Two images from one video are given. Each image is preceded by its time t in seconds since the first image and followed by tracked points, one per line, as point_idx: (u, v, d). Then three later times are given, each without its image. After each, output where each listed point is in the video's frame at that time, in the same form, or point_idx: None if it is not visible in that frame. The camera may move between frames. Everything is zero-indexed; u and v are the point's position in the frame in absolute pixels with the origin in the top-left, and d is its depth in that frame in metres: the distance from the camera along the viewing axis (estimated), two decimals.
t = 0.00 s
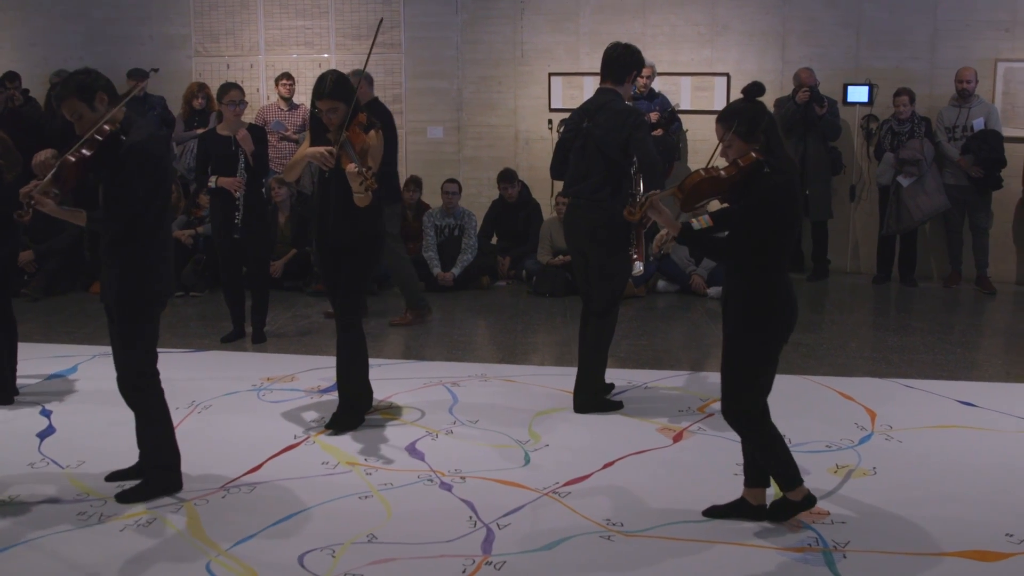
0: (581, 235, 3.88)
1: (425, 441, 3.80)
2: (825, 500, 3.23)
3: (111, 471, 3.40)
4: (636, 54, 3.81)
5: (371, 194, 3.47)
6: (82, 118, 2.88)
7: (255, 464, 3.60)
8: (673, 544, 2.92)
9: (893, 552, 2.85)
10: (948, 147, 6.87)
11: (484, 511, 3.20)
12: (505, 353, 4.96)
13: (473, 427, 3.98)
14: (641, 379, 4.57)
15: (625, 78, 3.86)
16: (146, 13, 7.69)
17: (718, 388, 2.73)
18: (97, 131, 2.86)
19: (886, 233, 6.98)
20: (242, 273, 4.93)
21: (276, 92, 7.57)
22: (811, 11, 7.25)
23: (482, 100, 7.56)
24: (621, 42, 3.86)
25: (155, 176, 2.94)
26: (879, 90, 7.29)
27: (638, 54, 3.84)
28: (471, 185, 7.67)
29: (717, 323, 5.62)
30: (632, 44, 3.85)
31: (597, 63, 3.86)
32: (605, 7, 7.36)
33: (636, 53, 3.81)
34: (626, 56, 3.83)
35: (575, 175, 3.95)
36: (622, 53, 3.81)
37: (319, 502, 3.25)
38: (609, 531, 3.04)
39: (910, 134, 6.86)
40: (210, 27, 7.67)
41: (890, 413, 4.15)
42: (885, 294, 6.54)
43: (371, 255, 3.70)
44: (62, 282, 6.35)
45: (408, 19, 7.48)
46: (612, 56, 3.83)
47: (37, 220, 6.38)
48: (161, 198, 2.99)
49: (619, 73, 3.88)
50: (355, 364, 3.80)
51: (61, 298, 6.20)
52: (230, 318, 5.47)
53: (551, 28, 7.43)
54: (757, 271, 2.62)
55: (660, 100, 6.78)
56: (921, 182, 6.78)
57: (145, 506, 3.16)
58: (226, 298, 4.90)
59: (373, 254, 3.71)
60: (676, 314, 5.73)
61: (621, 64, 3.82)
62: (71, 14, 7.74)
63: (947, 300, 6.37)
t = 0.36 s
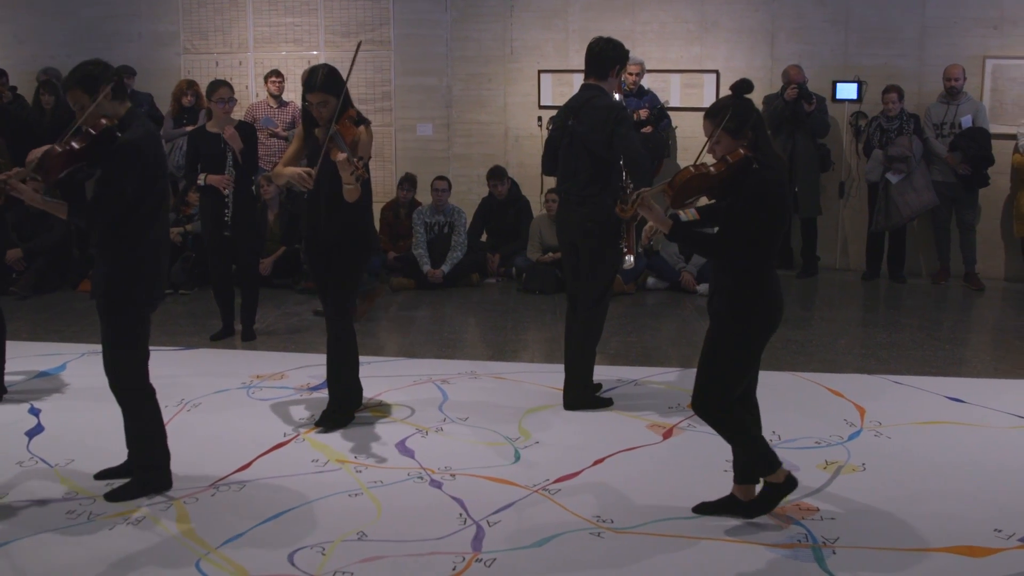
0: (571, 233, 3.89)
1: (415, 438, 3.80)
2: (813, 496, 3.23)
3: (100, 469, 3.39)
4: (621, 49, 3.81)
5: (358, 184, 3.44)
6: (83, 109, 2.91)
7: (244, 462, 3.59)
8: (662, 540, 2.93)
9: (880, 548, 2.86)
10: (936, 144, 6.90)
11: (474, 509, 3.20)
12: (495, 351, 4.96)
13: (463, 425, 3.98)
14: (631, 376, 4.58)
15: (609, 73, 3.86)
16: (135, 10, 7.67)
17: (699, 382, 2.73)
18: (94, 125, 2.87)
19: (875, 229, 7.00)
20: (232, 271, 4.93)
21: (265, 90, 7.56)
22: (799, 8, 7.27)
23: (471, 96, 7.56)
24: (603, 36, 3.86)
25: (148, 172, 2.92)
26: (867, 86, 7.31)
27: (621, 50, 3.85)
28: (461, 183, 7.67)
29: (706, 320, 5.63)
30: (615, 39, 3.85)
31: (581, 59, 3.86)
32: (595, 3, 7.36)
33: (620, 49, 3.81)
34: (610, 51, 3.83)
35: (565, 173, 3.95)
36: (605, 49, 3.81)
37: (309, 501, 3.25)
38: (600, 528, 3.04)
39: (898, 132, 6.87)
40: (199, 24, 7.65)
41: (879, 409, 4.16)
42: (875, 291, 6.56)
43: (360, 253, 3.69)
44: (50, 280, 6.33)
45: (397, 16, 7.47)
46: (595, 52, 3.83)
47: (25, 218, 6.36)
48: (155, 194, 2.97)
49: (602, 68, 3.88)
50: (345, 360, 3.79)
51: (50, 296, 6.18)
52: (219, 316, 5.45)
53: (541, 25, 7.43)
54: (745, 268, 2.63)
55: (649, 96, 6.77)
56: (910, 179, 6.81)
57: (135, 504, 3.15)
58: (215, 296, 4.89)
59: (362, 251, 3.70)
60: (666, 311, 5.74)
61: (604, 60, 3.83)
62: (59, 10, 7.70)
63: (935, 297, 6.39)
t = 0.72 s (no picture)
0: (562, 231, 3.89)
1: (406, 437, 3.80)
2: (802, 494, 3.24)
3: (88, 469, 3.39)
4: (604, 47, 3.81)
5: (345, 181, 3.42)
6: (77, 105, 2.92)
7: (234, 461, 3.58)
8: (653, 538, 2.93)
9: (869, 545, 2.86)
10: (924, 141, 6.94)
11: (465, 507, 3.21)
12: (485, 348, 4.97)
13: (454, 423, 3.97)
14: (621, 374, 4.58)
15: (595, 71, 3.86)
16: (124, 9, 7.65)
17: (691, 382, 2.74)
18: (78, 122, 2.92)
19: (865, 228, 7.02)
20: (223, 270, 4.93)
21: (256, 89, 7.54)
22: (789, 6, 7.29)
23: (461, 95, 7.56)
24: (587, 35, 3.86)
25: (135, 170, 2.90)
26: (857, 85, 7.33)
27: (606, 47, 3.85)
28: (451, 181, 7.66)
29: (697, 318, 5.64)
30: (599, 37, 3.85)
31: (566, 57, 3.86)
32: (584, 2, 7.37)
33: (604, 47, 3.82)
34: (595, 48, 3.83)
35: (554, 171, 3.95)
36: (589, 47, 3.81)
37: (298, 500, 3.24)
38: (590, 526, 3.04)
39: (888, 129, 6.90)
40: (188, 22, 7.63)
41: (869, 406, 4.17)
42: (865, 289, 6.58)
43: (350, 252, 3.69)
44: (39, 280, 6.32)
45: (387, 15, 7.46)
46: (580, 50, 3.83)
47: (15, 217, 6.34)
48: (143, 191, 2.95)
49: (588, 66, 3.89)
50: (333, 359, 3.78)
51: (40, 296, 6.16)
52: (209, 315, 5.44)
53: (531, 24, 7.44)
54: (736, 265, 2.63)
55: (639, 95, 6.77)
56: (900, 177, 6.83)
57: (124, 504, 3.15)
58: (206, 296, 4.88)
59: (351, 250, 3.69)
60: (656, 309, 5.75)
61: (589, 58, 3.83)
62: (48, 9, 7.68)
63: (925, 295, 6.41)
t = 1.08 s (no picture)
0: (550, 229, 3.90)
1: (396, 437, 3.79)
2: (791, 493, 3.24)
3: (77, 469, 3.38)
4: (587, 49, 3.83)
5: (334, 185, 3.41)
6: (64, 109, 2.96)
7: (224, 461, 3.58)
8: (642, 537, 2.93)
9: (858, 544, 2.87)
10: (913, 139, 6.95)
11: (455, 506, 3.20)
12: (474, 348, 4.96)
13: (444, 423, 3.97)
14: (612, 373, 4.58)
15: (579, 71, 3.88)
16: (112, 8, 7.63)
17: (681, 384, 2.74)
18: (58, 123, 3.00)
19: (855, 226, 7.03)
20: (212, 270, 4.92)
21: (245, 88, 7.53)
22: (778, 6, 7.30)
23: (451, 94, 7.55)
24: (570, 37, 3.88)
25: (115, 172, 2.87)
26: (846, 84, 7.35)
27: (589, 48, 3.87)
28: (441, 181, 7.66)
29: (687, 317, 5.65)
30: (582, 38, 3.87)
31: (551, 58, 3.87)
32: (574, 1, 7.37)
33: (588, 48, 3.83)
34: (580, 49, 3.84)
35: (543, 170, 3.95)
36: (575, 48, 3.82)
37: (288, 500, 3.24)
38: (581, 525, 3.04)
39: (877, 128, 6.92)
40: (177, 22, 7.61)
41: (858, 405, 4.18)
42: (855, 287, 6.60)
43: (338, 251, 3.68)
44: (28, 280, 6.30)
45: (376, 14, 7.45)
46: (564, 50, 3.84)
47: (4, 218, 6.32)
48: (137, 192, 2.96)
49: (573, 66, 3.89)
50: (321, 360, 3.78)
51: (29, 296, 6.14)
52: (198, 315, 5.43)
53: (520, 23, 7.44)
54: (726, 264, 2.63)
55: (628, 94, 6.77)
56: (889, 176, 6.85)
57: (113, 505, 3.14)
58: (196, 295, 4.87)
59: (339, 249, 3.69)
60: (646, 308, 5.76)
61: (575, 59, 3.84)
62: (36, 8, 7.65)
63: (915, 293, 6.43)
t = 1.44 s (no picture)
0: (540, 229, 3.90)
1: (385, 437, 3.79)
2: (781, 492, 3.25)
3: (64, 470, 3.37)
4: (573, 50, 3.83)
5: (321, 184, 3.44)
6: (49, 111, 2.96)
7: (214, 462, 3.57)
8: (631, 537, 2.93)
9: (847, 543, 2.87)
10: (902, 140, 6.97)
11: (444, 506, 3.20)
12: (463, 348, 4.96)
13: (433, 423, 3.97)
14: (602, 373, 4.58)
15: (566, 72, 3.88)
16: (100, 8, 7.60)
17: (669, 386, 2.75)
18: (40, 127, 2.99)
19: (844, 225, 7.04)
20: (201, 270, 4.91)
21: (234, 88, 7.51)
22: (767, 6, 7.32)
23: (440, 94, 7.55)
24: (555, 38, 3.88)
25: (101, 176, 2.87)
26: (835, 84, 7.37)
27: (575, 49, 3.87)
28: (431, 180, 7.65)
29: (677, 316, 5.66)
30: (568, 39, 3.87)
31: (538, 58, 3.87)
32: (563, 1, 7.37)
33: (573, 49, 3.84)
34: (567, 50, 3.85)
35: (532, 170, 3.94)
36: (561, 49, 3.82)
37: (278, 501, 3.23)
38: (570, 525, 3.04)
39: (865, 128, 6.94)
40: (165, 22, 7.59)
41: (847, 404, 4.19)
42: (845, 286, 6.62)
43: (328, 252, 3.68)
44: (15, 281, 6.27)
45: (365, 14, 7.44)
46: (549, 51, 3.84)
47: None
48: (123, 194, 2.95)
49: (559, 67, 3.90)
50: (311, 360, 3.78)
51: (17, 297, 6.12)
52: (187, 316, 5.42)
53: (510, 23, 7.44)
54: (713, 265, 2.63)
55: (618, 94, 6.78)
56: (878, 175, 6.87)
57: (102, 506, 3.13)
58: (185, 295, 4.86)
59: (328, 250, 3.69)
60: (636, 308, 5.77)
61: (561, 59, 3.84)
62: (23, 8, 7.62)
63: (905, 292, 6.45)
